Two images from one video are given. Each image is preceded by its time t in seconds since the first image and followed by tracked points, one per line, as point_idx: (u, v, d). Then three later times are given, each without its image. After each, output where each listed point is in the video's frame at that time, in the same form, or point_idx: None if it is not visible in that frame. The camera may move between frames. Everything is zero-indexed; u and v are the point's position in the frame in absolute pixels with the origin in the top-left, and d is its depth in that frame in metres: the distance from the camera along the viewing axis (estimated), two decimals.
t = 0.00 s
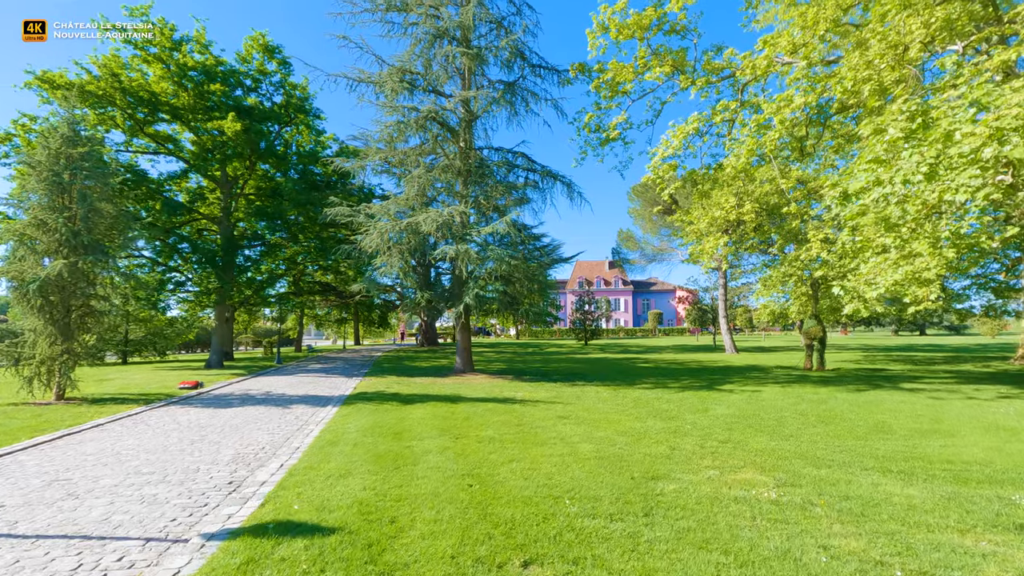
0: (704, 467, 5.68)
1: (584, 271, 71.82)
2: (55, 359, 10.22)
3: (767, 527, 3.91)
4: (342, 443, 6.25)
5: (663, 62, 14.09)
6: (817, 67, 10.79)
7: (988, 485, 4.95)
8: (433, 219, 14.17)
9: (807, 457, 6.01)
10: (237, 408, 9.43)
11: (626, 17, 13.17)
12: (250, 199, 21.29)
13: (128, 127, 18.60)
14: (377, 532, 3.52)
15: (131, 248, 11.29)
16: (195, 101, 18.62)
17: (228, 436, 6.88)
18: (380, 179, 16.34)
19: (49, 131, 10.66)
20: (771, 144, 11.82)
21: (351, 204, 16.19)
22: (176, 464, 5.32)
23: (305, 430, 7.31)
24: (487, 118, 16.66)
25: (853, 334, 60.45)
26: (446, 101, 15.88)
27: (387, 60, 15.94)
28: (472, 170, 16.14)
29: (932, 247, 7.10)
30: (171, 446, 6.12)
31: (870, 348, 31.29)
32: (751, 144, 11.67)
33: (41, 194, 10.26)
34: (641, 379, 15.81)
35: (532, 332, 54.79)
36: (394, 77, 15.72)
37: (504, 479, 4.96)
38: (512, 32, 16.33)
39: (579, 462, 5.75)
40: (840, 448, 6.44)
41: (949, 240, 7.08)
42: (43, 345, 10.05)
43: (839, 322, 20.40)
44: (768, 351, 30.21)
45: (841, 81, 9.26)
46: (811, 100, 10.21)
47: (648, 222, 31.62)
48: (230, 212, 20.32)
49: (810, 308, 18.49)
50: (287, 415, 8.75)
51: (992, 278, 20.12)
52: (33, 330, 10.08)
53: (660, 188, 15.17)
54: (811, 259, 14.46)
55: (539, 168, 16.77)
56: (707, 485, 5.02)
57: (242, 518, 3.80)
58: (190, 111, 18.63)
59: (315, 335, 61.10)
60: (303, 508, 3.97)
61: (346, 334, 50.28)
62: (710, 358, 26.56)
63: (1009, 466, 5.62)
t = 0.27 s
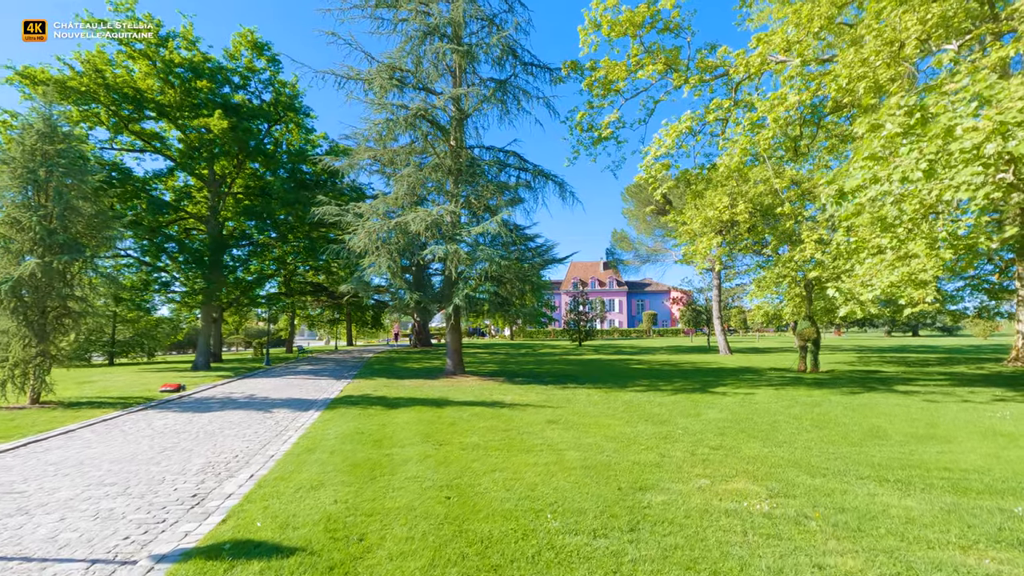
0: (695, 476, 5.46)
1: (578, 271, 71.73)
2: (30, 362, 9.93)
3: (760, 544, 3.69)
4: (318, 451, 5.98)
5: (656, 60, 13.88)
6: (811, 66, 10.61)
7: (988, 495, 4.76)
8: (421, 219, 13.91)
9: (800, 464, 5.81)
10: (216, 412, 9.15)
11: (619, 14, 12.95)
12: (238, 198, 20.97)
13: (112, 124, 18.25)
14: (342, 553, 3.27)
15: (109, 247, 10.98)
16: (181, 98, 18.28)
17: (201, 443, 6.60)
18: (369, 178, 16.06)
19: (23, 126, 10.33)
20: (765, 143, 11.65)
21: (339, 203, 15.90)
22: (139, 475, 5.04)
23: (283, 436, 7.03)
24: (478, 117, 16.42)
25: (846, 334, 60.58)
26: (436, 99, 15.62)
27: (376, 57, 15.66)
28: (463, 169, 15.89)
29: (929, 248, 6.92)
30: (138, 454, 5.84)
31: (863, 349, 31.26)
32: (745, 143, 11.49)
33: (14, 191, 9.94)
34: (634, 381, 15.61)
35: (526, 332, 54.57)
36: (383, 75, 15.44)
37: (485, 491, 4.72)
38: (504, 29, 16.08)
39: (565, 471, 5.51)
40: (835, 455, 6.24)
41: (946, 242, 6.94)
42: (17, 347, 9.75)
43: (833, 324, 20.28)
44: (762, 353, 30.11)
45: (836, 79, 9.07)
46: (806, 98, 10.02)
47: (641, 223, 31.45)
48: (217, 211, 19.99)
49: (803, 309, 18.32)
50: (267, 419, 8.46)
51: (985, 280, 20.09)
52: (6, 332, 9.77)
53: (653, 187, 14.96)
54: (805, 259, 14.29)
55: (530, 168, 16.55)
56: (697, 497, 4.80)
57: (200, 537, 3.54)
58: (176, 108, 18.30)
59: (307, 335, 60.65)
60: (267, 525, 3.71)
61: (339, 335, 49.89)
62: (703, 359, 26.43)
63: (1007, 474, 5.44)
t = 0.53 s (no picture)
0: (681, 479, 5.25)
1: (572, 271, 71.66)
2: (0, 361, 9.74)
3: (745, 552, 3.49)
4: (290, 453, 5.74)
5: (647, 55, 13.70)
6: (803, 60, 10.47)
7: (983, 499, 4.59)
8: (408, 216, 13.66)
9: (790, 467, 5.62)
10: (193, 412, 8.87)
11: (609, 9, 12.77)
12: (225, 195, 20.66)
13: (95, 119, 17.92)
14: (296, 564, 3.04)
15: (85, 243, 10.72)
16: (165, 93, 17.97)
17: (171, 445, 6.34)
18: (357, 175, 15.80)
19: None
20: (756, 140, 11.50)
21: (326, 200, 15.63)
22: (97, 480, 4.78)
23: (257, 438, 6.77)
24: (468, 114, 16.23)
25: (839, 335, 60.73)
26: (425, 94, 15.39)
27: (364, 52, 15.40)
28: (452, 166, 15.64)
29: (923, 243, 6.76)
30: (101, 457, 5.59)
31: (856, 349, 31.25)
32: (735, 139, 11.34)
33: None
34: (625, 381, 15.42)
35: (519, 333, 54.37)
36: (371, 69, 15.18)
37: (461, 495, 4.50)
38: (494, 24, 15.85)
39: (547, 474, 5.29)
40: (826, 456, 6.06)
41: (939, 237, 6.83)
42: None
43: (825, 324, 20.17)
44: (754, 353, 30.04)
45: (828, 73, 8.92)
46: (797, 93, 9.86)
47: (634, 222, 31.29)
48: (203, 208, 19.67)
49: (795, 308, 18.20)
50: (244, 420, 8.19)
51: (977, 279, 20.10)
52: None
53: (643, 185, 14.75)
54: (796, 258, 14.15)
55: (520, 165, 16.33)
56: (682, 501, 4.60)
57: (147, 548, 3.30)
58: (160, 103, 18.00)
59: (299, 335, 60.22)
60: (221, 534, 3.47)
61: (331, 335, 49.52)
62: (696, 359, 26.31)
63: (1003, 476, 5.28)
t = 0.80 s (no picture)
0: (664, 486, 5.03)
1: (565, 271, 71.53)
2: None
3: (727, 567, 3.26)
4: (255, 460, 5.45)
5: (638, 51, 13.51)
6: (794, 56, 10.28)
7: (978, 507, 4.38)
8: (392, 213, 13.36)
9: (778, 472, 5.40)
10: (164, 416, 8.54)
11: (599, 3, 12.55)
12: (209, 192, 20.29)
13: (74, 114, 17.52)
14: None
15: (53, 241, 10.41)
16: (147, 88, 17.59)
17: (132, 451, 6.04)
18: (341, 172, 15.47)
19: None
20: (746, 137, 11.32)
21: (310, 198, 15.30)
22: (42, 490, 4.48)
23: (225, 442, 6.49)
24: (456, 110, 15.99)
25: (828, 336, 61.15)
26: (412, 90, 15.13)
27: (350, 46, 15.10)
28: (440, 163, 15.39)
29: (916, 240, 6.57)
30: (53, 465, 5.28)
31: (846, 350, 31.26)
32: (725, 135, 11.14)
33: None
34: (614, 382, 15.19)
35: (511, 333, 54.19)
36: (356, 64, 14.88)
37: (429, 506, 4.23)
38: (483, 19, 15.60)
39: (524, 481, 5.03)
40: (816, 461, 5.84)
41: (931, 234, 6.67)
42: None
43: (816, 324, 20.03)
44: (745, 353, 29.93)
45: (819, 67, 8.72)
46: (788, 87, 9.66)
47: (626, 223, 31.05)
48: (185, 206, 19.27)
49: (786, 309, 18.06)
50: (215, 424, 7.88)
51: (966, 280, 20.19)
52: None
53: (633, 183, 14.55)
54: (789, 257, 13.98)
55: (508, 162, 16.08)
56: (664, 509, 4.38)
57: (76, 567, 3.03)
58: (141, 98, 17.61)
59: (289, 335, 59.67)
60: (159, 552, 3.20)
61: (321, 335, 49.10)
62: (687, 360, 26.15)
63: (997, 482, 5.08)
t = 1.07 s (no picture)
0: (653, 493, 4.81)
1: (558, 272, 71.37)
2: None
3: None
4: (223, 466, 5.17)
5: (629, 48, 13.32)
6: (786, 51, 10.12)
7: (979, 514, 4.19)
8: (379, 210, 13.08)
9: (771, 477, 5.19)
10: (136, 419, 8.21)
11: None
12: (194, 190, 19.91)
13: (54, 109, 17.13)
14: None
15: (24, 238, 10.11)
16: (130, 82, 17.20)
17: (95, 457, 5.75)
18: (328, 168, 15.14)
19: None
20: (738, 134, 11.14)
21: (295, 195, 14.97)
22: None
23: (196, 447, 6.21)
24: (445, 107, 15.74)
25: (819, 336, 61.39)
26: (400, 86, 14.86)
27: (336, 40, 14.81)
28: (428, 160, 15.12)
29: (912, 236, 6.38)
30: (7, 472, 4.99)
31: (838, 351, 31.25)
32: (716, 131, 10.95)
33: None
34: (605, 383, 14.99)
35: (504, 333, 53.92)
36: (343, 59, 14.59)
37: (402, 516, 3.99)
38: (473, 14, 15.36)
39: (505, 487, 4.80)
40: (809, 465, 5.64)
41: (927, 230, 6.49)
42: None
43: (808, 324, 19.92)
44: (737, 354, 29.85)
45: (812, 61, 8.54)
46: (781, 82, 9.49)
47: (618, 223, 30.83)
48: (169, 203, 18.88)
49: (779, 309, 17.92)
50: (189, 427, 7.58)
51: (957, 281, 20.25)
52: None
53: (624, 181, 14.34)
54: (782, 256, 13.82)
55: (498, 160, 15.85)
56: (651, 518, 4.16)
57: None
58: (123, 93, 17.21)
59: (279, 335, 59.07)
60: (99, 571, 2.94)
61: (311, 335, 48.64)
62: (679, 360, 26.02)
63: (997, 487, 4.90)
